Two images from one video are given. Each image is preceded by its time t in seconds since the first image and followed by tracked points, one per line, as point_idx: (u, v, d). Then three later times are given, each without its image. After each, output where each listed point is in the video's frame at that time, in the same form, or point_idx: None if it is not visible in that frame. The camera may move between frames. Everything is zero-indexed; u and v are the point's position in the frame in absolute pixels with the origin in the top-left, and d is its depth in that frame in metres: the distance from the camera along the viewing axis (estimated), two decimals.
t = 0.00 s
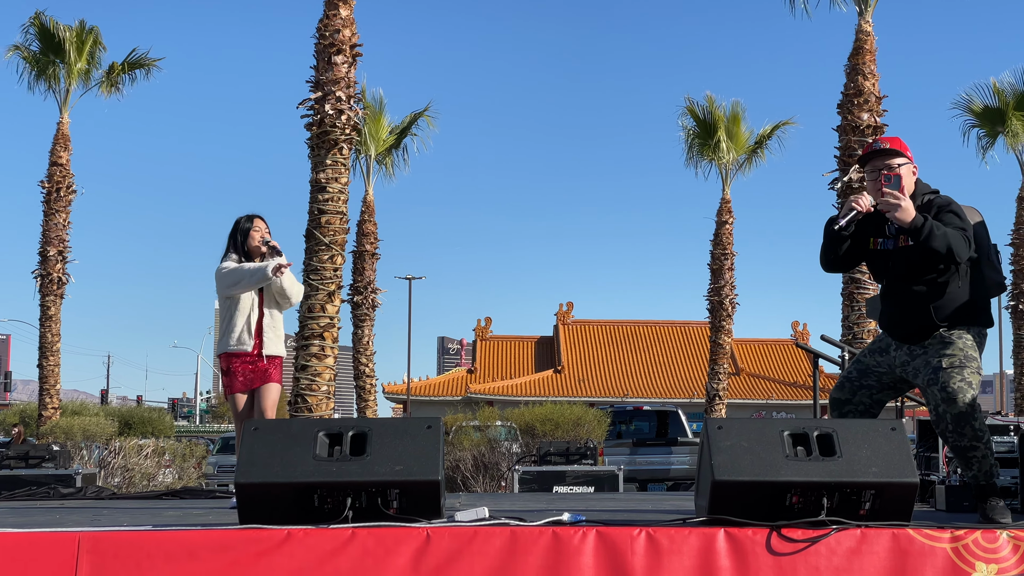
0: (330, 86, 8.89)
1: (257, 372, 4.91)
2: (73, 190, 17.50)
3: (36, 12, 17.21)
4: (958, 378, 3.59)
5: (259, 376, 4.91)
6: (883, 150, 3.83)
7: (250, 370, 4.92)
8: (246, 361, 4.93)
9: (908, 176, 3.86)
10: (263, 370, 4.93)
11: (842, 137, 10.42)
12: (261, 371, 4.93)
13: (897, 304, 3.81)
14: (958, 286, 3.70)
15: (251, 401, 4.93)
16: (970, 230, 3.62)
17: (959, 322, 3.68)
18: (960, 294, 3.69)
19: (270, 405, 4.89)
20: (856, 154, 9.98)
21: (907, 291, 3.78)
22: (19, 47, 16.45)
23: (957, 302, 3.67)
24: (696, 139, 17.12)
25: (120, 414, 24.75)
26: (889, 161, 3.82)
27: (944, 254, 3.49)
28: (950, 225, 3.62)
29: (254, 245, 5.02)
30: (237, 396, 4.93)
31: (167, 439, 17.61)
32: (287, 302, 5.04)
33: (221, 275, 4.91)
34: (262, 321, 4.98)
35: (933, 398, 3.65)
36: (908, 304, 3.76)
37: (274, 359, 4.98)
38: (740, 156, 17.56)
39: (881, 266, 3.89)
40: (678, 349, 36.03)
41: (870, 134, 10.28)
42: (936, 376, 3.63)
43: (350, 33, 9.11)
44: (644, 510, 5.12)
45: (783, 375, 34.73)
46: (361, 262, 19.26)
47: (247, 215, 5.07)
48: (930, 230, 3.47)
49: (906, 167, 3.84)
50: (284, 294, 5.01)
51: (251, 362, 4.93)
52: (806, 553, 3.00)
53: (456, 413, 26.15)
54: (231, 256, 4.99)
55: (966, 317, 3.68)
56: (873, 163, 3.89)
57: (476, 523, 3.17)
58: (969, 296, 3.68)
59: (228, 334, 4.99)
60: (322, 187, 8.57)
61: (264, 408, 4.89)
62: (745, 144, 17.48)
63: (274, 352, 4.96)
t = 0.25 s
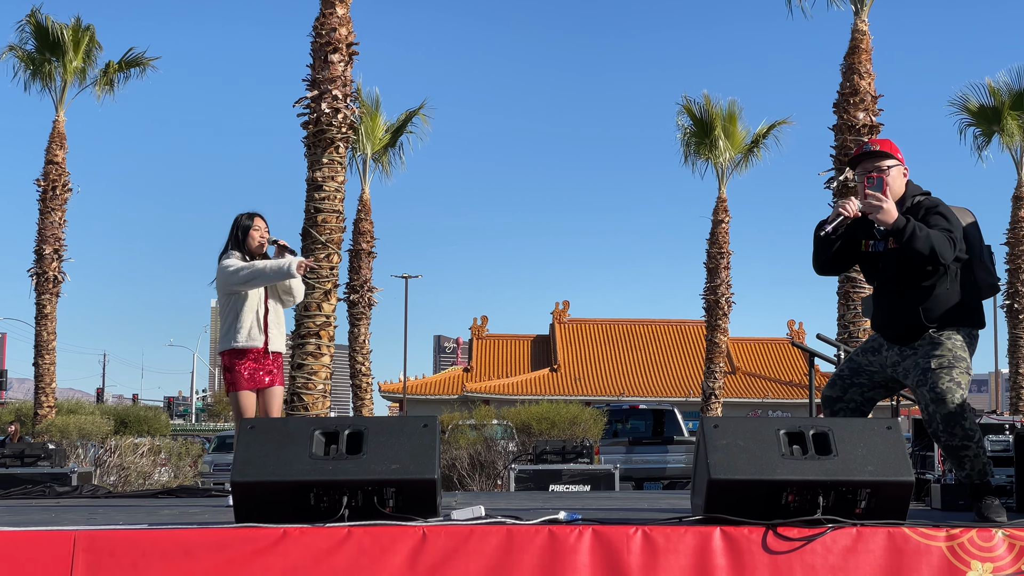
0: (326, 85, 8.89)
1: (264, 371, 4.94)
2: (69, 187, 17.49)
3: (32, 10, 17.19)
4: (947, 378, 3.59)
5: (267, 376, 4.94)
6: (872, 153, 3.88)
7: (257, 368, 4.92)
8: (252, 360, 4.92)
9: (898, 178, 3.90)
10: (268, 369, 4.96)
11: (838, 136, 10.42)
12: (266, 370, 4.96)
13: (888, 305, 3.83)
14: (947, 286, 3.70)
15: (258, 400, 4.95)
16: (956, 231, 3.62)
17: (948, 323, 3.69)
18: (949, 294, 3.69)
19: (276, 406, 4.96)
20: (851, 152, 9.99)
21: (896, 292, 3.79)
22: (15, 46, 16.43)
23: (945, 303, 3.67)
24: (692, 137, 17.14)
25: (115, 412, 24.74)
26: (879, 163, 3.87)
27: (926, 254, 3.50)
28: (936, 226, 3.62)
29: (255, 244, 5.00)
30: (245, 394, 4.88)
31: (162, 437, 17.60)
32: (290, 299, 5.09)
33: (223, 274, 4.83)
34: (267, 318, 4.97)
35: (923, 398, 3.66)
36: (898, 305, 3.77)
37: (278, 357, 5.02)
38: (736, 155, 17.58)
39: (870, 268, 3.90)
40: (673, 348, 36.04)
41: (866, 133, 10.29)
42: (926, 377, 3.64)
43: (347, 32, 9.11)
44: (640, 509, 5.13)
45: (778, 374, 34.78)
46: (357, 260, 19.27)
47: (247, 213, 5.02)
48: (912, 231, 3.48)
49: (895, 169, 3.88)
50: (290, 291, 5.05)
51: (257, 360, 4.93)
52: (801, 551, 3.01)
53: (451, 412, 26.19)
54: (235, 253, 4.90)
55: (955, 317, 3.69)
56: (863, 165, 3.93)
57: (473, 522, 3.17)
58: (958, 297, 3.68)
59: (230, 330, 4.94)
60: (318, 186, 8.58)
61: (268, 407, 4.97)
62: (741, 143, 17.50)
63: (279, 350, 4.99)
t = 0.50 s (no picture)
0: (323, 83, 8.90)
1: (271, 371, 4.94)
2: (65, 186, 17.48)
3: (28, 8, 17.18)
4: (939, 378, 3.60)
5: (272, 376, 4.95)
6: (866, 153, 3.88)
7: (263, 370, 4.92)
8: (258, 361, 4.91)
9: (891, 178, 3.91)
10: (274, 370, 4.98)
11: (834, 135, 10.43)
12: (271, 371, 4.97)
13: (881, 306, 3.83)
14: (938, 287, 3.70)
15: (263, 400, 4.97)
16: (947, 232, 3.62)
17: (941, 324, 3.69)
18: (941, 295, 3.69)
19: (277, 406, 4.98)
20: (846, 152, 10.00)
21: (889, 293, 3.80)
22: (11, 44, 16.41)
23: (936, 304, 3.67)
24: (689, 136, 17.14)
25: (112, 411, 24.73)
26: (873, 163, 3.89)
27: (914, 256, 3.50)
28: (926, 228, 3.62)
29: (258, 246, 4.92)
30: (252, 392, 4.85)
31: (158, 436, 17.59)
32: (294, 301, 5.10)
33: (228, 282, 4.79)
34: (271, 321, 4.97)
35: (916, 398, 3.66)
36: (891, 306, 3.77)
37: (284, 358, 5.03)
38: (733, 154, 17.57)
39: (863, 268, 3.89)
40: (670, 347, 36.05)
41: (862, 132, 10.31)
42: (920, 376, 3.64)
43: (343, 30, 9.10)
44: (636, 508, 5.12)
45: (775, 373, 34.80)
46: (354, 259, 19.27)
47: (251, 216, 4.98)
48: (900, 233, 3.47)
49: (884, 171, 3.90)
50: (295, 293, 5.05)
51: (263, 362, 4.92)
52: (798, 551, 3.00)
53: (447, 411, 26.18)
54: (238, 258, 4.86)
55: (948, 318, 3.69)
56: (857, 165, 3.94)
57: (469, 520, 3.16)
58: (950, 298, 3.68)
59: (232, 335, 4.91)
60: (314, 185, 8.58)
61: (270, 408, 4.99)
62: (738, 142, 17.49)
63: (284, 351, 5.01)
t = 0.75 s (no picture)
0: (320, 82, 8.92)
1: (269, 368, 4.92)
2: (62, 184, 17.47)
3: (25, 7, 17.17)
4: (933, 378, 3.60)
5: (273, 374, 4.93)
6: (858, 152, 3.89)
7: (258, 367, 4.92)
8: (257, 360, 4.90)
9: (885, 179, 3.93)
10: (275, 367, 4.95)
11: (832, 134, 10.44)
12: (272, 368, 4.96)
13: (876, 306, 3.84)
14: (932, 287, 3.70)
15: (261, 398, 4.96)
16: (939, 232, 3.62)
17: (935, 323, 3.69)
18: (935, 295, 3.69)
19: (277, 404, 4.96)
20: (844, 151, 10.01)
21: (883, 293, 3.80)
22: (8, 43, 16.39)
23: (930, 304, 3.68)
24: (687, 135, 17.14)
25: (109, 410, 24.72)
26: (865, 163, 3.90)
27: (905, 256, 3.49)
28: (918, 228, 3.62)
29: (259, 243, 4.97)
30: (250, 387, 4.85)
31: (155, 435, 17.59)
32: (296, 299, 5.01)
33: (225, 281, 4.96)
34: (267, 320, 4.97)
35: (911, 398, 3.67)
36: (885, 307, 3.78)
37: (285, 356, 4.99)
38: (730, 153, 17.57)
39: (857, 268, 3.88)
40: (667, 346, 36.07)
41: (859, 131, 10.33)
42: (914, 376, 3.65)
43: (341, 29, 9.10)
44: (632, 507, 5.12)
45: (772, 372, 34.82)
46: (351, 258, 19.27)
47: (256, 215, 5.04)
48: (889, 234, 3.47)
49: (878, 171, 3.90)
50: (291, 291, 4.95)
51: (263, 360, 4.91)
52: (795, 550, 3.00)
53: (444, 410, 26.19)
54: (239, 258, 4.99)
55: (942, 318, 3.70)
56: (850, 165, 3.95)
57: (466, 519, 3.16)
58: (943, 298, 3.69)
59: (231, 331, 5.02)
60: (312, 183, 8.57)
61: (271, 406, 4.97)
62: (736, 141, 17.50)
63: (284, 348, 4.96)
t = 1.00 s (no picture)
0: (318, 81, 8.92)
1: (265, 369, 4.90)
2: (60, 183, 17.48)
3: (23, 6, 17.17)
4: (928, 377, 3.60)
5: (269, 375, 4.90)
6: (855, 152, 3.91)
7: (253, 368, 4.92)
8: (255, 361, 4.90)
9: (881, 178, 3.93)
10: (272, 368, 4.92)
11: (830, 134, 10.44)
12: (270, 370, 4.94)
13: (872, 306, 3.84)
14: (928, 286, 3.70)
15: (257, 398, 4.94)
16: (932, 232, 3.61)
17: (930, 323, 3.69)
18: (929, 294, 3.69)
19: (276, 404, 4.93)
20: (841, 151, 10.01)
21: (878, 293, 3.80)
22: (6, 42, 16.39)
23: (926, 304, 3.68)
24: (685, 135, 17.14)
25: (107, 409, 24.73)
26: (861, 163, 3.91)
27: (897, 256, 3.48)
28: (912, 228, 3.62)
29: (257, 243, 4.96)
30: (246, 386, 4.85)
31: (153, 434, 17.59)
32: (289, 303, 4.91)
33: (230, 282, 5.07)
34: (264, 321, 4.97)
35: (905, 398, 3.67)
36: (881, 306, 3.78)
37: (281, 357, 4.95)
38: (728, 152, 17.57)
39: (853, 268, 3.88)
40: (665, 345, 36.06)
41: (857, 131, 10.33)
42: (909, 376, 3.65)
43: (339, 28, 9.13)
44: (630, 506, 5.13)
45: (770, 371, 34.83)
46: (349, 257, 19.28)
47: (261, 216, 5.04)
48: (881, 233, 3.46)
49: (874, 171, 3.91)
50: (278, 292, 4.85)
51: (258, 360, 4.90)
52: (792, 549, 3.01)
53: (443, 410, 26.20)
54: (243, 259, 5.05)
55: (938, 318, 3.70)
56: (847, 165, 3.96)
57: (463, 519, 3.16)
58: (939, 297, 3.69)
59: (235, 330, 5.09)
60: (310, 182, 8.57)
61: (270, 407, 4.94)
62: (734, 140, 17.50)
63: (277, 351, 4.92)
